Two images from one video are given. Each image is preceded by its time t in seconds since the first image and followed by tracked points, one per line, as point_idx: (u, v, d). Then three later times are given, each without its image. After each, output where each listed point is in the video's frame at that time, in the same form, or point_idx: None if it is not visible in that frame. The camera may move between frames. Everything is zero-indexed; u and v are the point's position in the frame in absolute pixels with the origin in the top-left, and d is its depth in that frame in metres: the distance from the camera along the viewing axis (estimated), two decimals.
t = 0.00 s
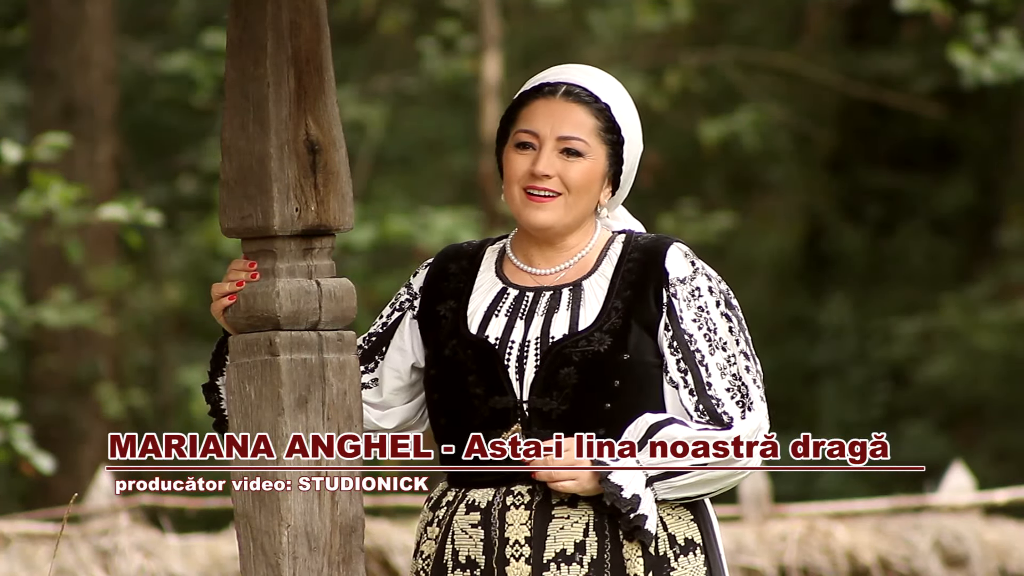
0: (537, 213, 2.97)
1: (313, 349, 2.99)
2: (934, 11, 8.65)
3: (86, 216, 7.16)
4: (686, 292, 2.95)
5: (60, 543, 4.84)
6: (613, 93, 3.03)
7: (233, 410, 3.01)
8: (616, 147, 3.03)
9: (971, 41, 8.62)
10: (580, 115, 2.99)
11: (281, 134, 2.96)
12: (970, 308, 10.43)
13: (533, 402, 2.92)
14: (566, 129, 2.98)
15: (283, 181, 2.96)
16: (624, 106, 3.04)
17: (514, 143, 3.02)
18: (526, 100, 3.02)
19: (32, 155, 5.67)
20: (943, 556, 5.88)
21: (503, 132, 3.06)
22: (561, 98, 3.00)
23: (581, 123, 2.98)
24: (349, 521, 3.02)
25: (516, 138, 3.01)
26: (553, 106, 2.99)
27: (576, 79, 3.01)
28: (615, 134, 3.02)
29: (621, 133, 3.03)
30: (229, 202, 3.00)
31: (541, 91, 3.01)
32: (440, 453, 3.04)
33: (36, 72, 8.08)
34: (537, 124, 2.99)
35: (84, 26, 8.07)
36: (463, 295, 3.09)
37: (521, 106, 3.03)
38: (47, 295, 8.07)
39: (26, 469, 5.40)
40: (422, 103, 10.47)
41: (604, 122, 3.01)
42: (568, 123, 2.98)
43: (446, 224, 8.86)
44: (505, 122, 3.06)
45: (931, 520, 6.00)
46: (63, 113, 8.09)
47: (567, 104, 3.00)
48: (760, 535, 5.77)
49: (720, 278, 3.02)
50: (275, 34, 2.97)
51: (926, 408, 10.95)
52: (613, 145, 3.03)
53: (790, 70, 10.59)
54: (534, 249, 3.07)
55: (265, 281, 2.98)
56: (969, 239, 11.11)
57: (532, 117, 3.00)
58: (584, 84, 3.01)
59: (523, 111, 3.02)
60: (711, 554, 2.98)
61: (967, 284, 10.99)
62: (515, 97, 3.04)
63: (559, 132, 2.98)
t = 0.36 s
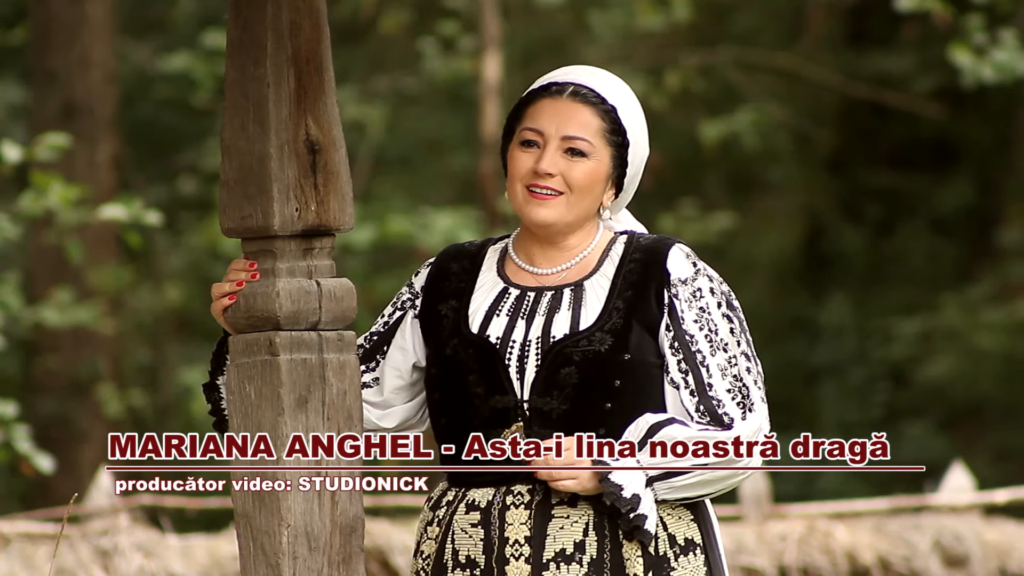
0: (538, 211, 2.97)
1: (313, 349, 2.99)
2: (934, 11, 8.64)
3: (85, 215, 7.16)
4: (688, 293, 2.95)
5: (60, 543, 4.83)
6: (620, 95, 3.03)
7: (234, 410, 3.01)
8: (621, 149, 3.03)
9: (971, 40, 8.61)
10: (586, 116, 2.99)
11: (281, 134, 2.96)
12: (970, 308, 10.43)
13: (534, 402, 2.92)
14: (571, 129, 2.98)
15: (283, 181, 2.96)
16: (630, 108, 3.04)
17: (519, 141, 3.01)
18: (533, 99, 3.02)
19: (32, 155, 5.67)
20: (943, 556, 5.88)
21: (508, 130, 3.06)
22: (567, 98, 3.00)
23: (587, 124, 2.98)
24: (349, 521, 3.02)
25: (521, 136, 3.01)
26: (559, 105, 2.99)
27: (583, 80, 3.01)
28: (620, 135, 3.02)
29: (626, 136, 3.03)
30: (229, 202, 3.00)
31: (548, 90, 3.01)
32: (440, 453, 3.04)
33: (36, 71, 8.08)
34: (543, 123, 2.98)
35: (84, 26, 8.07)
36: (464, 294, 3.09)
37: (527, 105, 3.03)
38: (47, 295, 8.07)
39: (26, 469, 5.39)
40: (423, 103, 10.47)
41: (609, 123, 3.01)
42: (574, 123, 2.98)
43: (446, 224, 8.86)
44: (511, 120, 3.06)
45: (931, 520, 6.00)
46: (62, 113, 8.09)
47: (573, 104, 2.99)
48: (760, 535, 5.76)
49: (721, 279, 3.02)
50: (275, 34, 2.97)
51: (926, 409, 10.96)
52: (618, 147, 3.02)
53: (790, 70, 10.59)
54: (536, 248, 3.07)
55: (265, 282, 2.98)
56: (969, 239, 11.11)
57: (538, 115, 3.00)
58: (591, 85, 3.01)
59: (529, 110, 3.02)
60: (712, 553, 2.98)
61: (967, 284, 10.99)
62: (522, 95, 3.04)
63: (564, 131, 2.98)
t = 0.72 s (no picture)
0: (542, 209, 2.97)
1: (313, 349, 2.99)
2: (934, 11, 8.64)
3: (86, 215, 7.15)
4: (689, 294, 2.95)
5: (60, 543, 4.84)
6: (623, 95, 3.03)
7: (233, 410, 3.01)
8: (625, 149, 3.03)
9: (971, 40, 8.61)
10: (590, 115, 2.99)
11: (281, 134, 2.96)
12: (970, 308, 10.43)
13: (534, 401, 2.91)
14: (576, 128, 2.98)
15: (283, 181, 2.96)
16: (633, 107, 3.04)
17: (523, 140, 3.01)
18: (537, 98, 3.02)
19: (32, 155, 5.67)
20: (943, 556, 5.89)
21: (512, 128, 3.06)
22: (572, 98, 3.00)
23: (591, 123, 2.98)
24: (349, 521, 3.02)
25: (525, 134, 3.01)
26: (564, 104, 2.99)
27: (587, 80, 3.01)
28: (623, 136, 3.02)
29: (630, 136, 3.03)
30: (229, 202, 3.00)
31: (552, 89, 3.01)
32: (438, 452, 3.04)
33: (36, 71, 8.07)
34: (547, 122, 2.98)
35: (85, 26, 8.08)
36: (464, 293, 3.09)
37: (532, 104, 3.03)
38: (47, 295, 8.07)
39: (26, 470, 5.39)
40: (423, 103, 10.48)
41: (613, 123, 3.01)
42: (578, 123, 2.98)
43: (446, 224, 8.86)
44: (515, 118, 3.06)
45: (931, 520, 6.00)
46: (62, 113, 8.09)
47: (577, 103, 3.00)
48: (760, 535, 5.76)
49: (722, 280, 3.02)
50: (275, 34, 2.97)
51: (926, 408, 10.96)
52: (622, 147, 3.03)
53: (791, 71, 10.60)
54: (538, 248, 3.07)
55: (265, 281, 2.98)
56: (969, 239, 11.11)
57: (543, 114, 3.00)
58: (595, 85, 3.01)
59: (533, 108, 3.02)
60: (710, 553, 2.98)
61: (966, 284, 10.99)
62: (526, 95, 3.04)
63: (568, 130, 2.98)
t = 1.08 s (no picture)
0: (544, 210, 2.97)
1: (313, 349, 2.99)
2: (934, 11, 8.64)
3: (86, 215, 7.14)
4: (692, 295, 2.95)
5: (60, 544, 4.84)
6: (620, 92, 3.03)
7: (233, 410, 3.01)
8: (623, 146, 3.03)
9: (971, 40, 8.61)
10: (587, 113, 2.99)
11: (281, 134, 2.96)
12: (970, 308, 10.43)
13: (538, 401, 2.91)
14: (574, 127, 2.98)
15: (283, 181, 2.96)
16: (630, 104, 3.04)
17: (521, 141, 3.01)
18: (533, 98, 3.02)
19: (32, 154, 5.68)
20: (943, 556, 5.88)
21: (510, 129, 3.06)
22: (568, 97, 3.00)
23: (588, 121, 2.98)
24: (349, 521, 3.02)
25: (524, 136, 3.00)
26: (561, 103, 2.99)
27: (583, 78, 3.01)
28: (621, 132, 3.02)
29: (628, 133, 3.03)
30: (229, 202, 3.00)
31: (549, 89, 3.01)
32: (439, 452, 3.04)
33: (36, 71, 8.08)
34: (545, 122, 2.98)
35: (85, 26, 8.08)
36: (466, 293, 3.08)
37: (529, 104, 3.03)
38: (47, 295, 8.07)
39: (26, 470, 5.39)
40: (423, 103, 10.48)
41: (611, 121, 3.01)
42: (576, 122, 2.98)
43: (446, 224, 8.86)
44: (512, 120, 3.06)
45: (931, 520, 6.00)
46: (62, 113, 8.09)
47: (574, 102, 3.00)
48: (760, 535, 5.75)
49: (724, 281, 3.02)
50: (275, 34, 2.97)
51: (926, 409, 10.96)
52: (621, 145, 3.03)
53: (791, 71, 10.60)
54: (539, 248, 3.07)
55: (265, 282, 2.98)
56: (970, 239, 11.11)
57: (540, 114, 3.00)
58: (591, 83, 3.01)
59: (530, 109, 3.02)
60: (711, 553, 2.98)
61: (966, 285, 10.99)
62: (522, 95, 3.04)
63: (566, 130, 2.98)
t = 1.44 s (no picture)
0: (548, 211, 2.97)
1: (313, 349, 2.99)
2: (935, 11, 8.64)
3: (86, 215, 7.14)
4: (693, 296, 2.95)
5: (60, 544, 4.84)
6: (623, 92, 3.03)
7: (234, 410, 3.01)
8: (626, 146, 3.03)
9: (971, 40, 8.61)
10: (591, 114, 2.99)
11: (281, 134, 2.96)
12: (970, 308, 10.43)
13: (538, 400, 2.91)
14: (577, 128, 2.98)
15: (283, 181, 2.96)
16: (632, 104, 3.04)
17: (525, 142, 3.01)
18: (537, 98, 3.02)
19: (32, 154, 5.68)
20: (943, 556, 5.88)
21: (513, 129, 3.05)
22: (572, 97, 3.00)
23: (593, 122, 2.98)
24: (349, 521, 3.02)
25: (528, 136, 3.00)
26: (565, 104, 2.99)
27: (586, 79, 3.01)
28: (625, 133, 3.02)
29: (631, 133, 3.03)
30: (229, 202, 3.00)
31: (552, 89, 3.01)
32: (439, 452, 3.04)
33: (36, 72, 8.08)
34: (549, 123, 2.98)
35: (85, 26, 8.08)
36: (467, 292, 3.08)
37: (532, 105, 3.02)
38: (47, 295, 8.06)
39: (26, 469, 5.39)
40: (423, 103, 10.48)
41: (614, 121, 3.01)
42: (581, 123, 2.98)
43: (446, 224, 8.86)
44: (516, 120, 3.05)
45: (931, 521, 6.00)
46: (62, 113, 8.09)
47: (578, 103, 2.99)
48: (760, 536, 5.75)
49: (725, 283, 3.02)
50: (275, 34, 2.97)
51: (926, 409, 10.96)
52: (624, 146, 3.03)
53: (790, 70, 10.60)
54: (540, 247, 3.07)
55: (266, 282, 2.98)
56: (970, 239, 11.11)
57: (544, 115, 2.99)
58: (594, 83, 3.01)
59: (534, 109, 3.02)
60: (711, 553, 2.98)
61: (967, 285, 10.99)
62: (526, 95, 3.03)
63: (570, 131, 2.98)
